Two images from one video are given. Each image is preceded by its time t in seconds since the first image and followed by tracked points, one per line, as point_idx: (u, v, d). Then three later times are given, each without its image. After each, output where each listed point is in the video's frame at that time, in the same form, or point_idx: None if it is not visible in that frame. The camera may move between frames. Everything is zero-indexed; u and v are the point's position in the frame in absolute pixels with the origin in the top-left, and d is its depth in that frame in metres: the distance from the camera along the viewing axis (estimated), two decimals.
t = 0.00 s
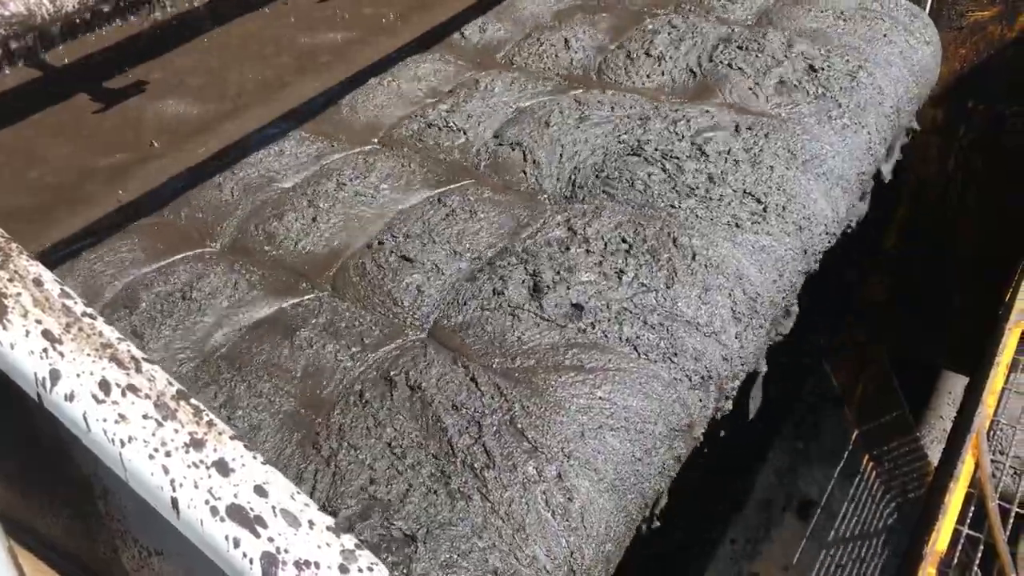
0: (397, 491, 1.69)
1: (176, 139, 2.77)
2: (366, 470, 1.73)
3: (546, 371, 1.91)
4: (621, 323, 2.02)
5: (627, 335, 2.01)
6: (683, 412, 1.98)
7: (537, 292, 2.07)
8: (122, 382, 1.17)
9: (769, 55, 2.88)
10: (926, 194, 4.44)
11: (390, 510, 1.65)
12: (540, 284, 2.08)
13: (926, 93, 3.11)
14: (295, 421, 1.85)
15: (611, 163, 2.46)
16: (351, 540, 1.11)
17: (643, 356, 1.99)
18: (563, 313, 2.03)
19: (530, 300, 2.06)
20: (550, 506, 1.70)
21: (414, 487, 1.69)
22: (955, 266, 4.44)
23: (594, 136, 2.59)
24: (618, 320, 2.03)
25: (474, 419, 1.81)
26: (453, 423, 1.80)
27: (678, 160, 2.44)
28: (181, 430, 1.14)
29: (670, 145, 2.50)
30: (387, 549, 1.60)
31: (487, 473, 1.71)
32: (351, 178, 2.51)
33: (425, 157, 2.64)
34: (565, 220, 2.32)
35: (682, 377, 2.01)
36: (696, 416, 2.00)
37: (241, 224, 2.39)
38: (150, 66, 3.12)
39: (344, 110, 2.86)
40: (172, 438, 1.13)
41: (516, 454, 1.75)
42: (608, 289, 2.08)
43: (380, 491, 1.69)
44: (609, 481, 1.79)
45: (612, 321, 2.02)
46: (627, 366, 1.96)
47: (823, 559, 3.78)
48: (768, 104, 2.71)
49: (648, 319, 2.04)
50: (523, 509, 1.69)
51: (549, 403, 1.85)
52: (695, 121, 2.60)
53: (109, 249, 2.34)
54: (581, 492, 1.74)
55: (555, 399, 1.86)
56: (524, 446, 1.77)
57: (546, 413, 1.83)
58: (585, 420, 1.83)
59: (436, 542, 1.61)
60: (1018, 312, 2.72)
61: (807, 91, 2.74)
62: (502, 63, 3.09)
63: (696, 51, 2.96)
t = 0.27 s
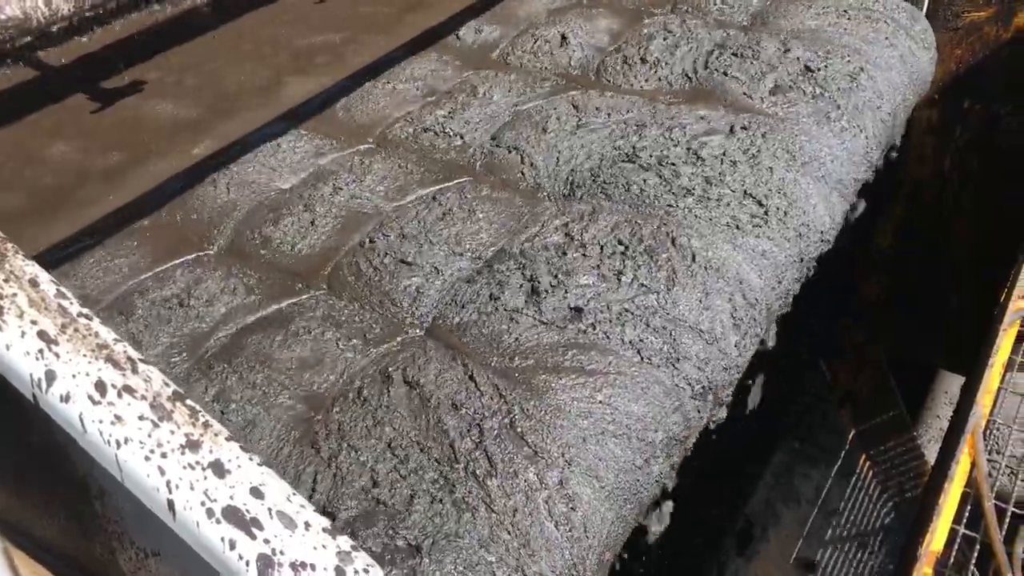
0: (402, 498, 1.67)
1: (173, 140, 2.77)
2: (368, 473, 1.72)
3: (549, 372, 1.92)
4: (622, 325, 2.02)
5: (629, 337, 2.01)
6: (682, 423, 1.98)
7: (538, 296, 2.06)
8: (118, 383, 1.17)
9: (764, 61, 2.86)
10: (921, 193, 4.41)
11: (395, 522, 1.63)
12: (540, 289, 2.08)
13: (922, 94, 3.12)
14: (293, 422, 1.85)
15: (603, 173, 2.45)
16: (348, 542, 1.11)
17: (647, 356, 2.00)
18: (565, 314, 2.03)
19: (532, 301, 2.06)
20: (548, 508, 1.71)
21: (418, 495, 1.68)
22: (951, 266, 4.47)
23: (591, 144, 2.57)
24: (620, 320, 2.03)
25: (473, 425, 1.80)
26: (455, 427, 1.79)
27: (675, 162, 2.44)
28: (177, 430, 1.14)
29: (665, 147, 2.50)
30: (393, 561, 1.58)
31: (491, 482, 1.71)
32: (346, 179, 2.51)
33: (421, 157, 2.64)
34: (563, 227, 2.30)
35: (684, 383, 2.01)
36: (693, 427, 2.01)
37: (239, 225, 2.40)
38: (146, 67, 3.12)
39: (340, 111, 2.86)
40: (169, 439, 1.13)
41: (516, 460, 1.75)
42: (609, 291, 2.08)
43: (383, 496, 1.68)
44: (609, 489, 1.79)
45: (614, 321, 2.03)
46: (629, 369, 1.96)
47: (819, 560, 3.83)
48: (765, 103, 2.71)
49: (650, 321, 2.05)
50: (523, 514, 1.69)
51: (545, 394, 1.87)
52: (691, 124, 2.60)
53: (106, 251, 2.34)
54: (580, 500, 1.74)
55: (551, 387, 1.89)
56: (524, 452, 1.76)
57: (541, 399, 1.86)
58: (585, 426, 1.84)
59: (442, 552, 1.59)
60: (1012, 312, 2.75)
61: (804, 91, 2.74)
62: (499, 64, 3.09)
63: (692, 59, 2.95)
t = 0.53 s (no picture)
0: (408, 508, 1.65)
1: (170, 139, 2.76)
2: (369, 477, 1.70)
3: (549, 379, 1.90)
4: (627, 331, 2.01)
5: (634, 343, 2.00)
6: (683, 431, 1.99)
7: (541, 302, 2.05)
8: (112, 386, 1.16)
9: (763, 58, 2.87)
10: (921, 194, 4.43)
11: (400, 536, 1.60)
12: (541, 297, 2.06)
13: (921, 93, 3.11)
14: (290, 423, 1.84)
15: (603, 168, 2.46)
16: (342, 545, 1.11)
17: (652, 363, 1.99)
18: (569, 319, 2.02)
19: (535, 307, 2.04)
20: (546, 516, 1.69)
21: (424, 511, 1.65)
22: (951, 266, 4.47)
23: (588, 140, 2.58)
24: (623, 326, 2.02)
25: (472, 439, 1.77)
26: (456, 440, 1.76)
27: (674, 163, 2.43)
28: (172, 434, 1.14)
29: (665, 148, 2.49)
30: (398, 573, 1.56)
31: (493, 493, 1.69)
32: (344, 177, 2.50)
33: (418, 157, 2.63)
34: (562, 223, 2.30)
35: (686, 390, 2.01)
36: (693, 438, 2.02)
37: (236, 226, 2.39)
38: (143, 66, 3.12)
39: (337, 111, 2.85)
40: (163, 443, 1.13)
41: (517, 468, 1.73)
42: (612, 295, 2.08)
43: (384, 502, 1.66)
44: (611, 495, 1.79)
45: (618, 326, 2.02)
46: (633, 375, 1.95)
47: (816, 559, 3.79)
48: (765, 103, 2.71)
49: (655, 327, 2.04)
50: (525, 521, 1.67)
51: (545, 396, 1.86)
52: (690, 124, 2.58)
53: (101, 250, 2.33)
54: (580, 510, 1.73)
55: (555, 392, 1.87)
56: (524, 460, 1.75)
57: (541, 403, 1.85)
58: (585, 431, 1.83)
59: (447, 565, 1.57)
60: (1010, 311, 2.74)
61: (804, 92, 2.74)
62: (497, 64, 3.09)
63: (689, 56, 2.95)
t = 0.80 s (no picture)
0: (415, 519, 1.64)
1: (169, 140, 2.77)
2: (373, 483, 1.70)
3: (549, 381, 1.89)
4: (633, 335, 2.01)
5: (640, 348, 2.00)
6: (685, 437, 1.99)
7: (547, 302, 2.05)
8: (110, 386, 1.17)
9: (763, 61, 2.86)
10: (920, 195, 4.42)
11: (409, 544, 1.60)
12: (546, 297, 2.06)
13: (921, 94, 3.11)
14: (289, 425, 1.84)
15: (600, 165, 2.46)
16: (340, 545, 1.12)
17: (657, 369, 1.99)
18: (575, 323, 2.01)
19: (541, 311, 2.03)
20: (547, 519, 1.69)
21: (429, 519, 1.64)
22: (950, 268, 4.46)
23: (587, 136, 2.59)
24: (630, 330, 2.02)
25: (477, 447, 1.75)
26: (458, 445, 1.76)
27: (677, 165, 2.43)
28: (170, 434, 1.15)
29: (665, 149, 2.49)
30: None
31: (498, 502, 1.68)
32: (344, 180, 2.50)
33: (417, 159, 2.63)
34: (563, 223, 2.32)
35: (687, 394, 2.01)
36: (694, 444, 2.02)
37: (235, 227, 2.39)
38: (142, 66, 3.12)
39: (336, 111, 2.85)
40: (161, 443, 1.14)
41: (520, 475, 1.72)
42: (618, 299, 2.07)
43: (389, 512, 1.65)
44: (613, 500, 1.79)
45: (625, 331, 2.01)
46: (638, 381, 1.95)
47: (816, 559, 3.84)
48: (766, 105, 2.71)
49: (661, 332, 2.04)
50: (531, 530, 1.67)
51: (547, 400, 1.86)
52: (690, 125, 2.58)
53: (100, 252, 2.33)
54: (582, 515, 1.73)
55: (559, 397, 1.86)
56: (526, 466, 1.74)
57: (543, 408, 1.84)
58: (586, 435, 1.82)
59: None
60: (1009, 312, 2.75)
61: (805, 95, 2.73)
62: (496, 64, 3.09)
63: (690, 51, 2.96)
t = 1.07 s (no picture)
0: (426, 526, 1.62)
1: (168, 138, 2.77)
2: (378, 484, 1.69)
3: (551, 379, 1.89)
4: (640, 337, 2.01)
5: (648, 350, 1.99)
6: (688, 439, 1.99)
7: (549, 309, 2.04)
8: (110, 382, 1.17)
9: (765, 61, 2.87)
10: (920, 196, 4.45)
11: (418, 550, 1.58)
12: (548, 304, 2.05)
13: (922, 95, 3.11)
14: (289, 422, 1.83)
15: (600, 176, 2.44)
16: (341, 542, 1.11)
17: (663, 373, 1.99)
18: (580, 324, 2.01)
19: (544, 315, 2.03)
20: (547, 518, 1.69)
21: (439, 526, 1.62)
22: (950, 268, 4.48)
23: (586, 140, 2.59)
24: (638, 332, 2.02)
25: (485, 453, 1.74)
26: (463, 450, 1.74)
27: (678, 167, 2.43)
28: (170, 430, 1.14)
29: (666, 152, 2.49)
30: None
31: (505, 509, 1.66)
32: (345, 179, 2.49)
33: (417, 157, 2.63)
34: (565, 229, 2.28)
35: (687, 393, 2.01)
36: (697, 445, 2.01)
37: (236, 225, 2.39)
38: (142, 65, 3.11)
39: (336, 109, 2.85)
40: (161, 439, 1.13)
41: (525, 480, 1.71)
42: (624, 300, 2.06)
43: (398, 518, 1.63)
44: (616, 502, 1.79)
45: (633, 332, 2.01)
46: (644, 385, 1.94)
47: (816, 560, 3.80)
48: (769, 107, 2.70)
49: (669, 335, 2.04)
50: (539, 538, 1.67)
51: (551, 400, 1.85)
52: (691, 127, 2.58)
53: (100, 250, 2.33)
54: (586, 519, 1.73)
55: (564, 395, 1.86)
56: (530, 471, 1.73)
57: (545, 407, 1.83)
58: (590, 438, 1.82)
59: None
60: (1010, 313, 2.74)
61: (808, 96, 2.74)
62: (497, 63, 3.09)
63: (691, 59, 2.95)
